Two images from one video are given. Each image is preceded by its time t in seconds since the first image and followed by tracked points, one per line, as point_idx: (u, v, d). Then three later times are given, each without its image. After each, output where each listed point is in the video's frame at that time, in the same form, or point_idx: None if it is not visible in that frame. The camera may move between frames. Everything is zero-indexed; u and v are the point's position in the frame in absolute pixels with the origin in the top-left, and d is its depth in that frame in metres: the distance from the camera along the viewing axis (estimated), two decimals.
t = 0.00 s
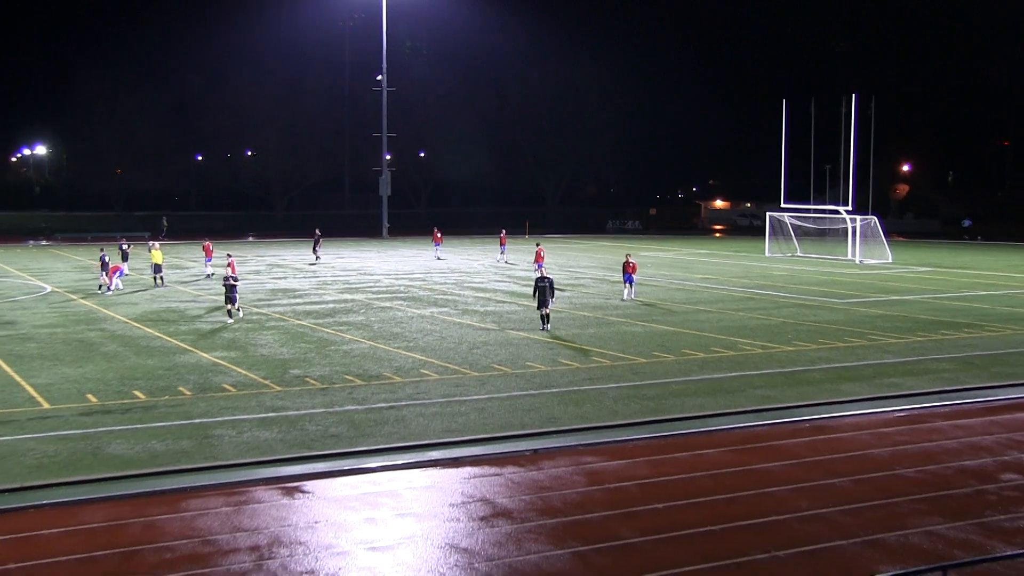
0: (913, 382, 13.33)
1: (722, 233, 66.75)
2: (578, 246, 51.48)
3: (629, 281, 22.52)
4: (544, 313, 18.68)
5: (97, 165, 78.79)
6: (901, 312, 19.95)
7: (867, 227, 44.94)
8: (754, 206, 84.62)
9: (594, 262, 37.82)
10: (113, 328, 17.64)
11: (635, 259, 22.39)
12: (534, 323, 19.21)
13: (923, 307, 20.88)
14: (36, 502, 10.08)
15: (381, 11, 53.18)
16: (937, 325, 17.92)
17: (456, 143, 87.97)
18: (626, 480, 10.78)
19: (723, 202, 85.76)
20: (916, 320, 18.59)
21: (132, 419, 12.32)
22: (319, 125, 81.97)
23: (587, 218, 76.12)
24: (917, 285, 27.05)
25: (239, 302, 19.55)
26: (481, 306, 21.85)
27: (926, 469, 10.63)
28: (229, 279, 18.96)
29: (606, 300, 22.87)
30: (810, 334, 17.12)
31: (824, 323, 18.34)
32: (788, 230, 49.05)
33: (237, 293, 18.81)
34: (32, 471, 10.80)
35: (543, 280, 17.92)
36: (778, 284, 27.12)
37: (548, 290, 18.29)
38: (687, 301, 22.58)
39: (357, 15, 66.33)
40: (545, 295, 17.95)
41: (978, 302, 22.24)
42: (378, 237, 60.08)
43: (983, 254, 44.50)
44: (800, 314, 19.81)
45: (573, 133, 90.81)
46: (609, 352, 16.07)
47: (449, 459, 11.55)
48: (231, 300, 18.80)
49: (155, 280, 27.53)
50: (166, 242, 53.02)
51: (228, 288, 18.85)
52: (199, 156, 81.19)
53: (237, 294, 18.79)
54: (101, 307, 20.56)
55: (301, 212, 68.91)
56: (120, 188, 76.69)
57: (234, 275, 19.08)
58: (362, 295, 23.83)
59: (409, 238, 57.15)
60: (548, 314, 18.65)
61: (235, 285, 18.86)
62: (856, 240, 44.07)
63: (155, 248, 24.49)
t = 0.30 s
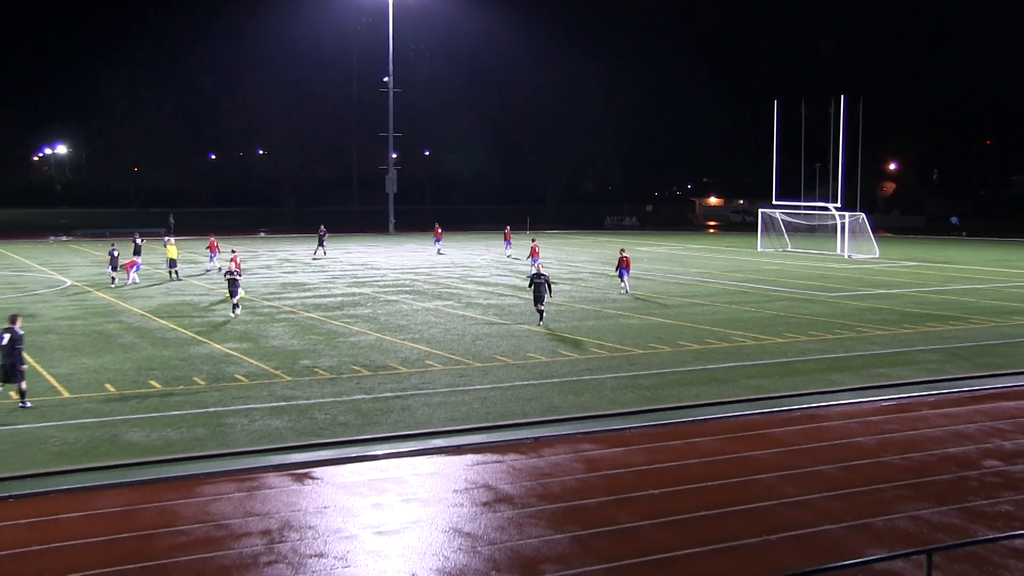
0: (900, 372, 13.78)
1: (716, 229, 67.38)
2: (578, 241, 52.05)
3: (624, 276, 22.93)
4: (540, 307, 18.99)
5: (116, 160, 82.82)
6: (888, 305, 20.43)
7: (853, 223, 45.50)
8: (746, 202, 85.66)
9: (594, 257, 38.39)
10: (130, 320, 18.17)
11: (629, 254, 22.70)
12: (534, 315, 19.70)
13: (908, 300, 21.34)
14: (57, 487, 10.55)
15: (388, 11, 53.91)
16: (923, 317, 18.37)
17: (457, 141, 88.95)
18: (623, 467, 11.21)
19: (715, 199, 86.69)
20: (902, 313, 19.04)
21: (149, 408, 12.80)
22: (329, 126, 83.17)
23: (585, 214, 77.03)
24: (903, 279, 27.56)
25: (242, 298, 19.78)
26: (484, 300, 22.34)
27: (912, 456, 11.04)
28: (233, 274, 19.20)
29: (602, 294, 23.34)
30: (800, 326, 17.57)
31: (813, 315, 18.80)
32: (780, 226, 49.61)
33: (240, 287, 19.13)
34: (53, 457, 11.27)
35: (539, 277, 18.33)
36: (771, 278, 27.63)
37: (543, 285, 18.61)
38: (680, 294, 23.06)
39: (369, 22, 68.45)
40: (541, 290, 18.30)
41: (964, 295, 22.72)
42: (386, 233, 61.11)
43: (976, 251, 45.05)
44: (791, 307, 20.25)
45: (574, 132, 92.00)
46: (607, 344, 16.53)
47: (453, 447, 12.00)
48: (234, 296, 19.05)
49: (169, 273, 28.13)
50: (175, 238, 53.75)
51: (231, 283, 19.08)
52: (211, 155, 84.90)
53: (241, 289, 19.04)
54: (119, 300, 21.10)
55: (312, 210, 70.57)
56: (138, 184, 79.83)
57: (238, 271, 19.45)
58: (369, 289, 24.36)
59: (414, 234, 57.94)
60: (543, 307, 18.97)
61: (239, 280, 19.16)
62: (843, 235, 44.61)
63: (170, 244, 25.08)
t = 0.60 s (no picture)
0: (887, 365, 14.26)
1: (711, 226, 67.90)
2: (579, 238, 52.42)
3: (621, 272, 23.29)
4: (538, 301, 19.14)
5: (132, 161, 81.52)
6: (876, 300, 20.86)
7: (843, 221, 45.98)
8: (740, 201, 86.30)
9: (594, 254, 38.79)
10: (147, 314, 18.67)
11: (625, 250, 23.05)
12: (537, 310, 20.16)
13: (895, 295, 21.79)
14: (79, 474, 11.04)
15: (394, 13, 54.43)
16: (910, 312, 18.82)
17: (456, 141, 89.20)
18: (621, 456, 11.68)
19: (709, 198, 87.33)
20: (889, 307, 19.49)
21: (165, 399, 13.29)
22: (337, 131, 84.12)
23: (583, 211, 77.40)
24: (891, 275, 27.99)
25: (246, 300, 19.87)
26: (488, 295, 22.79)
27: (898, 445, 11.50)
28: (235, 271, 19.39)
29: (601, 290, 23.75)
30: (792, 320, 18.02)
31: (804, 310, 19.25)
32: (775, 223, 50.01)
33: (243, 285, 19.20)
34: (74, 446, 11.75)
35: (533, 273, 18.63)
36: (764, 274, 28.04)
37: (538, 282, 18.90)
38: (675, 289, 23.49)
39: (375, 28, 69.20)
40: (536, 286, 18.59)
41: (950, 291, 23.16)
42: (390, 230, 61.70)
43: (968, 248, 45.48)
44: (784, 302, 20.70)
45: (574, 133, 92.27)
46: (607, 338, 17.00)
47: (457, 436, 12.47)
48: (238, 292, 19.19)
49: (182, 270, 28.61)
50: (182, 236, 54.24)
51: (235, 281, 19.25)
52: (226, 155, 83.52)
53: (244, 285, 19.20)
54: (136, 295, 21.60)
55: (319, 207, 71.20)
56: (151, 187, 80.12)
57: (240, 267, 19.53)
58: (376, 285, 24.81)
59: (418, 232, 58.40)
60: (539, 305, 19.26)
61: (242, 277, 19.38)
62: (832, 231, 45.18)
63: (186, 241, 25.56)
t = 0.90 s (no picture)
0: (875, 358, 14.72)
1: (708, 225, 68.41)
2: (580, 237, 52.95)
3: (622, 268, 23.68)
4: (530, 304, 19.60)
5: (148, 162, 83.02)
6: (864, 296, 21.33)
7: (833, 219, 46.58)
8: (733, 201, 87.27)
9: (595, 252, 39.30)
10: (164, 310, 19.20)
11: (624, 248, 23.42)
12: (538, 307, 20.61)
13: (882, 292, 22.26)
14: (100, 462, 11.55)
15: (402, 15, 55.11)
16: (897, 308, 19.29)
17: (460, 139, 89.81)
18: (619, 446, 12.15)
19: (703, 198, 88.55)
20: (877, 303, 19.96)
21: (182, 391, 13.83)
22: (349, 133, 84.37)
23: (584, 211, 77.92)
24: (880, 272, 28.49)
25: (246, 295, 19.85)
26: (491, 291, 23.28)
27: (886, 436, 11.95)
28: (238, 269, 19.33)
29: (602, 286, 24.20)
30: (784, 316, 18.49)
31: (796, 306, 19.71)
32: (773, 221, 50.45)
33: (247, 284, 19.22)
34: (94, 436, 12.27)
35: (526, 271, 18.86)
36: (758, 271, 28.53)
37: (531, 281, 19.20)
38: (672, 286, 23.98)
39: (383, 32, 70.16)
40: (529, 285, 18.85)
41: (937, 287, 23.65)
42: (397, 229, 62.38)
43: (961, 246, 45.95)
44: (776, 298, 21.16)
45: (574, 133, 93.15)
46: (606, 332, 17.49)
47: (462, 427, 12.96)
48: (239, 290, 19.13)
49: (197, 267, 29.19)
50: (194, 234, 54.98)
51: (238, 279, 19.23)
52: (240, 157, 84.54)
53: (247, 284, 19.17)
54: (155, 291, 22.15)
55: (327, 207, 72.08)
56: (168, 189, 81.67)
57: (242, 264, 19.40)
58: (384, 281, 25.33)
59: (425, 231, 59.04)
60: (535, 302, 19.53)
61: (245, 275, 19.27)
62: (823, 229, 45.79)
63: (202, 239, 26.04)
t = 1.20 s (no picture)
0: (864, 353, 15.25)
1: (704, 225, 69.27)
2: (581, 236, 53.69)
3: (623, 267, 24.22)
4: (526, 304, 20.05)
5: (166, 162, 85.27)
6: (854, 293, 21.89)
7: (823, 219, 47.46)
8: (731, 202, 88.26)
9: (595, 250, 39.95)
10: (180, 306, 19.80)
11: (626, 247, 23.88)
12: (541, 303, 21.17)
13: (872, 289, 22.82)
14: (120, 452, 12.09)
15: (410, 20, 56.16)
16: (885, 305, 19.82)
17: (462, 142, 92.95)
18: (618, 438, 12.66)
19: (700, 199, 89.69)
20: (867, 300, 20.49)
21: (198, 384, 14.38)
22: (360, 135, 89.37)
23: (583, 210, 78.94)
24: (870, 270, 29.11)
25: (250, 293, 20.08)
26: (495, 288, 23.86)
27: (874, 427, 12.46)
28: (245, 271, 19.63)
29: (602, 284, 24.77)
30: (777, 312, 19.02)
31: (789, 303, 20.25)
32: (770, 220, 51.08)
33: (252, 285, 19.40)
34: (114, 427, 12.82)
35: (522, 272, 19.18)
36: (752, 269, 29.14)
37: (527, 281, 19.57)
38: (669, 283, 24.56)
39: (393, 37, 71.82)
40: (524, 284, 19.24)
41: (924, 285, 24.26)
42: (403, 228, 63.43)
43: (953, 245, 46.66)
44: (770, 295, 21.69)
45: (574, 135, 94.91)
46: (606, 328, 18.02)
47: (467, 420, 13.49)
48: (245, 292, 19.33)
49: (210, 265, 29.85)
50: (204, 233, 55.87)
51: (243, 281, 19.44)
52: (252, 160, 89.46)
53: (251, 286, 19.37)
54: (171, 288, 22.79)
55: (339, 207, 73.17)
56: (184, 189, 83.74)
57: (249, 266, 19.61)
58: (391, 278, 25.94)
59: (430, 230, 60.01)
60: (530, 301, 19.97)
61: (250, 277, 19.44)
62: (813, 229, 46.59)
63: (215, 238, 26.68)
